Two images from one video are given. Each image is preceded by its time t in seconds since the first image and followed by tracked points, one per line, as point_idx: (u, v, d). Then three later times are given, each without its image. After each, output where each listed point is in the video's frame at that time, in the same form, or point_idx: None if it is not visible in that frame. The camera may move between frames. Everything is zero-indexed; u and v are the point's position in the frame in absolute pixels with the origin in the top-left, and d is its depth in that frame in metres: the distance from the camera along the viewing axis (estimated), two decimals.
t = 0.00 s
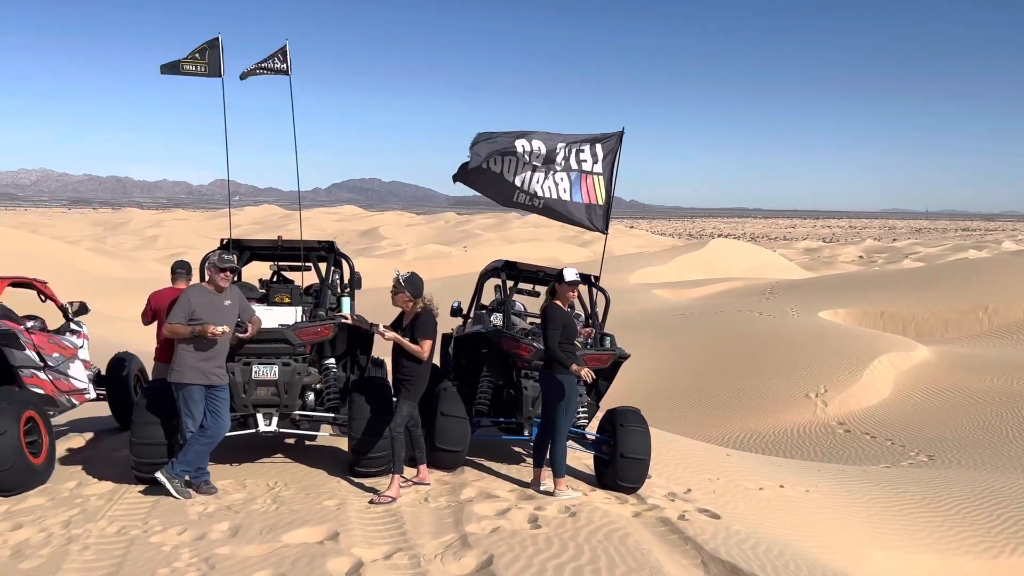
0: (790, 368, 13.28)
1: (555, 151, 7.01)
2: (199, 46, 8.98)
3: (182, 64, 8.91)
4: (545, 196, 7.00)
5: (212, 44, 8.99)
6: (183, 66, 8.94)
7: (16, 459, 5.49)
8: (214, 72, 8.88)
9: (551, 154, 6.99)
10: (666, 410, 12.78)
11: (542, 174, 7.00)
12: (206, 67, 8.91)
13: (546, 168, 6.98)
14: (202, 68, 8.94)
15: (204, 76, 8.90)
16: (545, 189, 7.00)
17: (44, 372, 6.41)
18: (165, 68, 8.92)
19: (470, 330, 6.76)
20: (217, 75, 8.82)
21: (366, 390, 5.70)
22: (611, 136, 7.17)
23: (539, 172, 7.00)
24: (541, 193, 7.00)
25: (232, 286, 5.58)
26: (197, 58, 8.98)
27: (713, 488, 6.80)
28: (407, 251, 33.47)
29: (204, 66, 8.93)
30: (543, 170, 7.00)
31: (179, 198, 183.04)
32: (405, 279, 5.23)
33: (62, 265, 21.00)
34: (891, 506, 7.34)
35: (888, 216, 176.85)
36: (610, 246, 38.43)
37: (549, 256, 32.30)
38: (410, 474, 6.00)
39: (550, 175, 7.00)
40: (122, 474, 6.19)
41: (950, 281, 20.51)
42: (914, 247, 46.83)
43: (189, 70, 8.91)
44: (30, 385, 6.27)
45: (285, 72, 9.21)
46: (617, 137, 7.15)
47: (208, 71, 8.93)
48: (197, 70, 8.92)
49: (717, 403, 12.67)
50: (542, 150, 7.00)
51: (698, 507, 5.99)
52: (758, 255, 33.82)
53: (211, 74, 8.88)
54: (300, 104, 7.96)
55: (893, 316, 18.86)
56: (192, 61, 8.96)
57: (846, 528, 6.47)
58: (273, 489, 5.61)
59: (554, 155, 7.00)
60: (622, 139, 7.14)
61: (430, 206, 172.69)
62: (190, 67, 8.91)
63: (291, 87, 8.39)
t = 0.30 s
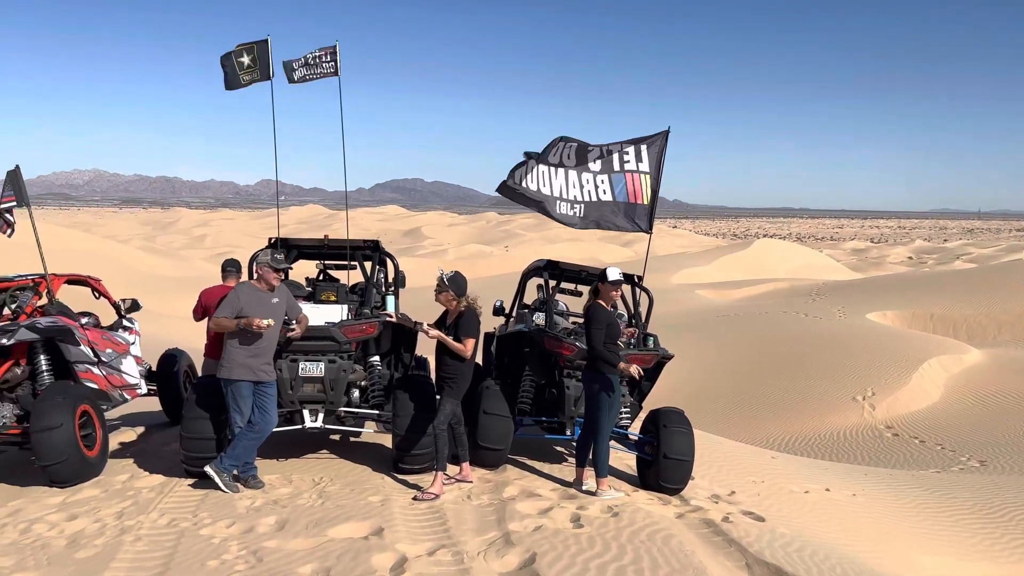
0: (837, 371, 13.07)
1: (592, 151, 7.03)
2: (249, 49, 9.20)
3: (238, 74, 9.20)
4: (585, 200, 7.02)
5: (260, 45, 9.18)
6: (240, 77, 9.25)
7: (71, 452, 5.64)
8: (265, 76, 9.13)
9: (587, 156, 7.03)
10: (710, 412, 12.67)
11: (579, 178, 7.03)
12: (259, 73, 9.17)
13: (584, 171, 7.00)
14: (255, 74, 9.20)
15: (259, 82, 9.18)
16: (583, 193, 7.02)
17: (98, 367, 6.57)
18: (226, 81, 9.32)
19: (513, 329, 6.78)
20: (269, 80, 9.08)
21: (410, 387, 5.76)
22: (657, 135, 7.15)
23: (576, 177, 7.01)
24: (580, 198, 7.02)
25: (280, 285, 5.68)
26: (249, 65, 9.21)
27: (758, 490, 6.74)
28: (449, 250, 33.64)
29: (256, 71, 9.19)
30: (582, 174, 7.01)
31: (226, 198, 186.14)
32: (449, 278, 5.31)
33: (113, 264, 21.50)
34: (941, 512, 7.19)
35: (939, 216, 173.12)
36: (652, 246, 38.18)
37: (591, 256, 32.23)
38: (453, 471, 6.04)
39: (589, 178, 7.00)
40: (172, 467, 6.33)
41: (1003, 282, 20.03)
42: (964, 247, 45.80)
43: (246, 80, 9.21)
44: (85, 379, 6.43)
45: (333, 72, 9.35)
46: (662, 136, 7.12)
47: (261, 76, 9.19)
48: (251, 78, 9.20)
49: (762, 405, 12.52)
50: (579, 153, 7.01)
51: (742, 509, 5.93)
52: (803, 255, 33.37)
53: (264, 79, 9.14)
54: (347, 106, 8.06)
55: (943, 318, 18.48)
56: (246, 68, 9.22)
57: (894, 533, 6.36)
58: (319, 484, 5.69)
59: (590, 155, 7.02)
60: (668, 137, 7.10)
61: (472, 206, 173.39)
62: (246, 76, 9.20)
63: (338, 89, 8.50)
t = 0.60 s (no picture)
0: (885, 373, 12.83)
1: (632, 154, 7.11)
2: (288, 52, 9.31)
3: (273, 73, 9.29)
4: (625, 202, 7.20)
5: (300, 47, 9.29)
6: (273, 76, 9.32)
7: (123, 447, 5.76)
8: (305, 79, 9.24)
9: (629, 160, 7.11)
10: (753, 414, 12.53)
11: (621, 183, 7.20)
12: (296, 74, 9.26)
13: (626, 173, 7.14)
14: (293, 75, 9.30)
15: (295, 83, 9.27)
16: (626, 194, 7.20)
17: (148, 364, 6.71)
18: (259, 80, 9.41)
19: (555, 328, 6.79)
20: (307, 81, 9.19)
21: (453, 386, 5.80)
22: (699, 133, 6.99)
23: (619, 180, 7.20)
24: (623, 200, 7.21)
25: (326, 284, 5.75)
26: (286, 67, 9.32)
27: (803, 494, 6.64)
28: (489, 250, 33.69)
29: (294, 72, 9.29)
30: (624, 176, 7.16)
31: (270, 198, 188.67)
32: (490, 279, 5.33)
33: (162, 263, 21.95)
34: (992, 518, 7.02)
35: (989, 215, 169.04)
36: (694, 246, 37.87)
37: (631, 256, 32.04)
38: (496, 470, 6.06)
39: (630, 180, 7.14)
40: (219, 463, 6.44)
41: None
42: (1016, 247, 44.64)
43: (280, 80, 9.29)
44: (135, 376, 6.57)
45: (380, 73, 9.43)
46: (704, 133, 6.96)
47: (298, 77, 9.28)
48: (288, 78, 9.28)
49: (806, 408, 12.35)
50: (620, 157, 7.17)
51: (787, 513, 5.86)
52: (848, 255, 32.81)
53: (302, 80, 9.24)
54: (391, 106, 8.12)
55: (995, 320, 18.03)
56: (283, 68, 9.31)
57: (943, 539, 6.22)
58: (363, 482, 5.74)
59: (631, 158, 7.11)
60: (710, 134, 6.93)
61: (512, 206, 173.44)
62: (281, 76, 9.28)
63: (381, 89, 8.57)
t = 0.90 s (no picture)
0: (931, 375, 12.58)
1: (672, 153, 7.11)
2: (333, 50, 9.40)
3: (318, 70, 9.38)
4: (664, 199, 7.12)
5: (345, 46, 9.40)
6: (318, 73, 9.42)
7: (168, 444, 5.87)
8: (349, 78, 9.35)
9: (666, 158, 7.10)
10: (795, 417, 12.37)
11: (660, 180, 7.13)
12: (342, 73, 9.38)
13: (664, 171, 7.08)
14: (337, 74, 9.41)
15: (340, 83, 9.40)
16: (662, 193, 7.13)
17: (193, 362, 6.82)
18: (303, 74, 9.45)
19: (594, 329, 6.77)
20: (352, 82, 9.30)
21: (491, 386, 5.82)
22: (741, 132, 6.94)
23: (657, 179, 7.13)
24: (659, 197, 7.14)
25: (366, 285, 5.80)
26: (332, 65, 9.43)
27: (846, 498, 6.54)
28: (527, 250, 33.67)
29: (338, 71, 9.39)
30: (662, 174, 7.11)
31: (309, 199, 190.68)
32: (528, 280, 5.33)
33: (206, 263, 22.31)
34: None
35: None
36: (734, 244, 37.49)
37: (670, 256, 31.81)
38: (535, 471, 6.06)
39: (668, 178, 7.09)
40: (262, 460, 6.53)
41: None
42: None
43: (325, 78, 9.41)
44: (181, 374, 6.68)
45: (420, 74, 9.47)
46: (747, 132, 6.90)
47: (343, 77, 9.39)
48: (333, 77, 9.39)
49: (849, 411, 12.16)
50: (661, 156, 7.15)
51: (829, 517, 5.78)
52: (892, 255, 32.24)
53: (347, 81, 9.36)
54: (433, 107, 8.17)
55: None
56: (328, 67, 9.42)
57: (992, 545, 6.09)
58: (403, 480, 5.79)
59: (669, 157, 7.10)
60: (752, 133, 6.88)
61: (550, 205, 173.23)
62: (326, 74, 9.40)
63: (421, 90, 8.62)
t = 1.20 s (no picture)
0: (975, 376, 12.30)
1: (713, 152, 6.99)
2: (373, 56, 9.48)
3: (362, 77, 9.47)
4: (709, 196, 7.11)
5: (384, 49, 9.47)
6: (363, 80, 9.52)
7: (209, 442, 5.95)
8: (390, 82, 9.41)
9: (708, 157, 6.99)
10: (834, 418, 12.19)
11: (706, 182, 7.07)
12: (383, 77, 9.45)
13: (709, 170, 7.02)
14: (379, 79, 9.49)
15: (383, 87, 9.46)
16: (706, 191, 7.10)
17: (233, 362, 6.91)
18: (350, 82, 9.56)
19: (630, 329, 6.75)
20: (394, 85, 9.36)
21: (527, 386, 5.83)
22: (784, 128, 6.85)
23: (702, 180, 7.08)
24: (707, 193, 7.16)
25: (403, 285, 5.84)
26: (374, 70, 9.52)
27: (888, 500, 6.43)
28: (561, 250, 33.59)
29: (380, 76, 9.47)
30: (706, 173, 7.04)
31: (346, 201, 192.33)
32: (565, 279, 5.33)
33: (245, 264, 22.61)
34: None
35: None
36: (773, 243, 37.08)
37: (706, 255, 31.53)
38: (571, 471, 6.05)
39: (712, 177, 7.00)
40: (301, 459, 6.60)
41: None
42: None
43: (368, 84, 9.49)
44: (221, 374, 6.78)
45: (456, 77, 9.52)
46: (789, 129, 6.82)
47: (385, 81, 9.46)
48: (375, 82, 9.47)
49: (890, 412, 11.94)
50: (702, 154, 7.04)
51: (871, 519, 5.68)
52: (933, 254, 31.63)
53: (389, 84, 9.42)
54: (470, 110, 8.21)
55: None
56: (371, 72, 9.51)
57: None
58: (440, 479, 5.81)
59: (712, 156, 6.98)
60: (795, 130, 6.80)
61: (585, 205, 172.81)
62: (369, 80, 9.48)
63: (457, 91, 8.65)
